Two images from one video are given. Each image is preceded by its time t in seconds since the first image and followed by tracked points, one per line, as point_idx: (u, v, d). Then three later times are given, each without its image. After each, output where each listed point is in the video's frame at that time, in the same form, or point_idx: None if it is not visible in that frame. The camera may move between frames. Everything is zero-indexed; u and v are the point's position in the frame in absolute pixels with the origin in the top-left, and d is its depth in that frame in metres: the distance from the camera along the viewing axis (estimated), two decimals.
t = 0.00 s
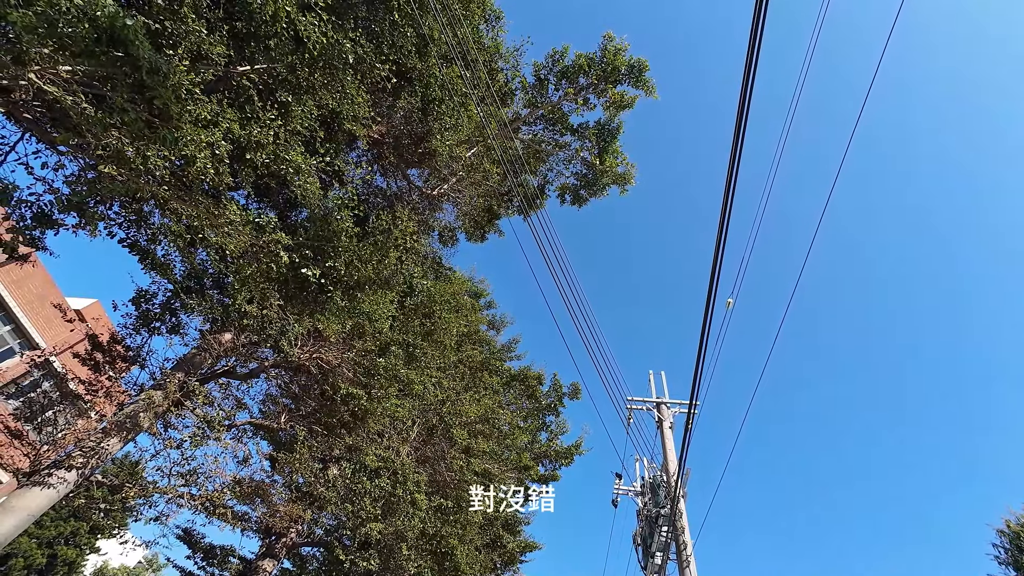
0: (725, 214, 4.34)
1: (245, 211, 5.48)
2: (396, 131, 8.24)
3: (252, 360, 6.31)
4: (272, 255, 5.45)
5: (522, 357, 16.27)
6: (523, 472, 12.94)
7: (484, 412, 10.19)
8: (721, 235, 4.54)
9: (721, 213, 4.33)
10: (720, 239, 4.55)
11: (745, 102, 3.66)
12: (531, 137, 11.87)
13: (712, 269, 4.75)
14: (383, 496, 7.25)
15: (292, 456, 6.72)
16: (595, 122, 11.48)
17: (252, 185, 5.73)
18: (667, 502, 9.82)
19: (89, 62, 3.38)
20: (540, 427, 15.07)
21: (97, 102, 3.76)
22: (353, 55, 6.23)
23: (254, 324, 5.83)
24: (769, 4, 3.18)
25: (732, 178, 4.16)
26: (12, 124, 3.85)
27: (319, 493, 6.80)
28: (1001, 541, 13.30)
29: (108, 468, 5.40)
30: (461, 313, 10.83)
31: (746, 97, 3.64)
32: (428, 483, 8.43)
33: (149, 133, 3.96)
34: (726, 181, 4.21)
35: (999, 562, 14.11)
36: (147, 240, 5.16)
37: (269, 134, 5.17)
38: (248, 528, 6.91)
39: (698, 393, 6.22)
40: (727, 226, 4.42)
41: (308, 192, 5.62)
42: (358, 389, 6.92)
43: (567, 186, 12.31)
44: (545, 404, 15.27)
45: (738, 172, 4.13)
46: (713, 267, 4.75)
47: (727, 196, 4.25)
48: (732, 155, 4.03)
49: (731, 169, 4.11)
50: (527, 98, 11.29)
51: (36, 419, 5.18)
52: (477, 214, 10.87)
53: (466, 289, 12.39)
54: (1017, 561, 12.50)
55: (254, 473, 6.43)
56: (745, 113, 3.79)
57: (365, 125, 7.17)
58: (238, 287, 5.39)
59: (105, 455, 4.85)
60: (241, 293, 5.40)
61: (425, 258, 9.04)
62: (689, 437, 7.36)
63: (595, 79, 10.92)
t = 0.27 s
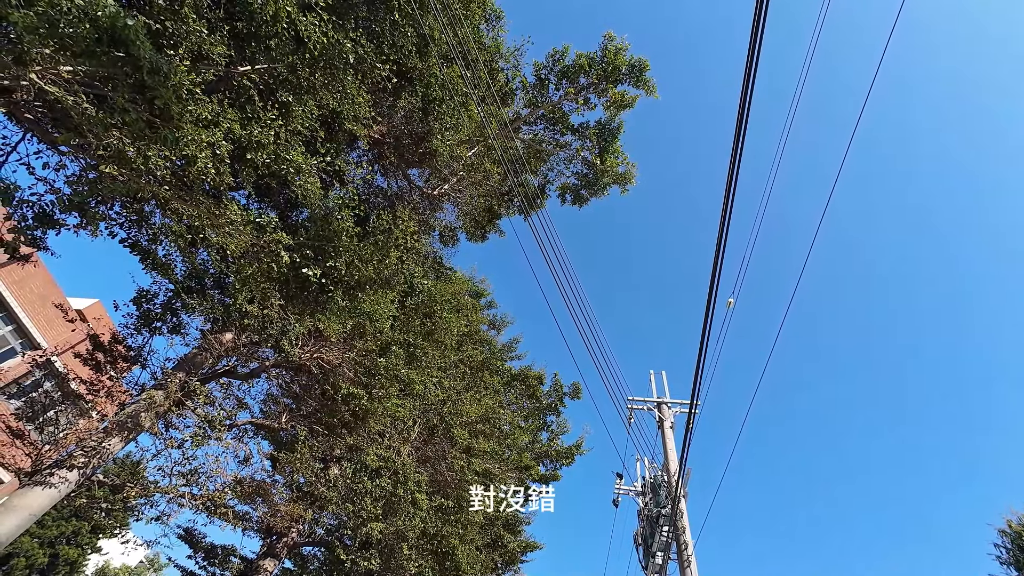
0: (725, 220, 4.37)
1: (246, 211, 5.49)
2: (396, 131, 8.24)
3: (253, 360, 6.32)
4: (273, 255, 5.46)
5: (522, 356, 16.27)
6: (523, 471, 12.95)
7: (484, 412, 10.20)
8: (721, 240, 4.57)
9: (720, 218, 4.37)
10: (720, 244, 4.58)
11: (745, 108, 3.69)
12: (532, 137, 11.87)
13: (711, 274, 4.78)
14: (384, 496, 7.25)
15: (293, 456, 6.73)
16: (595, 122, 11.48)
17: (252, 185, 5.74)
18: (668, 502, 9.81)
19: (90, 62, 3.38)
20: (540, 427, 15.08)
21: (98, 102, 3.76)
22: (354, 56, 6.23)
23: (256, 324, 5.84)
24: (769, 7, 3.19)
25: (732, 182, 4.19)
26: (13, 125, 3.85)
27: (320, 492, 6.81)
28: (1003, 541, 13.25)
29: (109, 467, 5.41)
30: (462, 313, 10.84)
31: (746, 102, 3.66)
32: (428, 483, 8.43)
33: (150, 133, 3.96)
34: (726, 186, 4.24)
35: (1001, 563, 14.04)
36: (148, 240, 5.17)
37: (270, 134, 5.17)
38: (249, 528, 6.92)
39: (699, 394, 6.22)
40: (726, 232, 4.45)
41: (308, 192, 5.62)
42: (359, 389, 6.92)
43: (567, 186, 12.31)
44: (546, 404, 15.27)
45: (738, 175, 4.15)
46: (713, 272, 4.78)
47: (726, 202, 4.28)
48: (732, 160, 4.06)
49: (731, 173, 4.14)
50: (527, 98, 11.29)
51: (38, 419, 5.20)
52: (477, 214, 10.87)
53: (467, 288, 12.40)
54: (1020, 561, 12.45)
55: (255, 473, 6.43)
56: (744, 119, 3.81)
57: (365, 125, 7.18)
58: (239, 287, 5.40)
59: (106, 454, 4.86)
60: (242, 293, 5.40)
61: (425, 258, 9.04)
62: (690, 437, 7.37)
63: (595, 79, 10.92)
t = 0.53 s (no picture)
0: (725, 218, 4.36)
1: (246, 212, 5.50)
2: (396, 131, 8.24)
3: (253, 360, 6.31)
4: (273, 255, 5.46)
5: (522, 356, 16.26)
6: (523, 471, 12.94)
7: (484, 412, 10.20)
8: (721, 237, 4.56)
9: (721, 215, 4.35)
10: (720, 242, 4.57)
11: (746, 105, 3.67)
12: (532, 137, 11.87)
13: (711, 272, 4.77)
14: (384, 496, 7.25)
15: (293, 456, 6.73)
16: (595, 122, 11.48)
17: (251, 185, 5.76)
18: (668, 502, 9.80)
19: (89, 62, 3.37)
20: (541, 427, 15.08)
21: (97, 103, 3.76)
22: (353, 56, 6.23)
23: (255, 325, 5.84)
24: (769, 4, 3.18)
25: (732, 179, 4.18)
26: (13, 125, 3.85)
27: (320, 493, 6.82)
28: (1004, 541, 13.24)
29: (109, 468, 5.41)
30: (462, 313, 10.83)
31: (746, 99, 3.65)
32: (429, 483, 8.43)
33: (150, 133, 3.95)
34: (726, 183, 4.22)
35: (1002, 563, 14.02)
36: (148, 241, 5.17)
37: (270, 134, 5.17)
38: (249, 528, 6.92)
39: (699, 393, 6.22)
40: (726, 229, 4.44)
41: (308, 192, 5.62)
42: (359, 389, 6.92)
43: (567, 186, 12.31)
44: (546, 404, 15.27)
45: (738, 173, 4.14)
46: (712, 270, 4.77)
47: (727, 199, 4.27)
48: (732, 157, 4.04)
49: (731, 171, 4.13)
50: (527, 98, 11.29)
51: (38, 419, 5.19)
52: (477, 214, 10.87)
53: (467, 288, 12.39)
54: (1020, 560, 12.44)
55: (256, 474, 6.43)
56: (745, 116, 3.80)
57: (365, 125, 7.18)
58: (238, 288, 5.40)
59: (106, 455, 4.86)
60: (242, 293, 5.40)
61: (425, 258, 9.03)
62: (690, 437, 7.37)
63: (595, 79, 10.92)
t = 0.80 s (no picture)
0: (725, 215, 4.34)
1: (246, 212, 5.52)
2: (396, 132, 8.24)
3: (253, 361, 6.31)
4: (273, 256, 5.46)
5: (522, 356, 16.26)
6: (523, 472, 12.94)
7: (484, 412, 10.21)
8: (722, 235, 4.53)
9: (721, 212, 4.34)
10: (720, 239, 4.55)
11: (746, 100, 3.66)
12: (531, 137, 11.87)
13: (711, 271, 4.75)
14: (385, 497, 7.24)
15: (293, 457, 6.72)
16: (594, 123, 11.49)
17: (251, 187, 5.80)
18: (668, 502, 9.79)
19: (89, 63, 3.37)
20: (541, 427, 15.08)
21: (97, 104, 3.76)
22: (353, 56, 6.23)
23: (255, 325, 5.83)
24: None
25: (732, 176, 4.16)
26: (13, 126, 3.86)
27: (320, 493, 6.82)
28: (1005, 541, 13.24)
29: (109, 469, 5.40)
30: (462, 313, 10.84)
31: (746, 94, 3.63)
32: (429, 484, 8.43)
33: (149, 134, 3.95)
34: (726, 180, 4.21)
35: (1003, 563, 13.99)
36: (148, 241, 5.17)
37: (270, 134, 5.17)
38: (249, 529, 6.91)
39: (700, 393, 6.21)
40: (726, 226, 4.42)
41: (308, 193, 5.61)
42: (359, 389, 6.91)
43: (567, 186, 12.31)
44: (546, 404, 15.27)
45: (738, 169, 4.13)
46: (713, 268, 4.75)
47: (727, 196, 4.26)
48: (732, 153, 4.03)
49: (732, 167, 4.12)
50: (527, 99, 11.30)
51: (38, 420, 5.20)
52: (477, 214, 10.87)
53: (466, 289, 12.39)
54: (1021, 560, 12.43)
55: (255, 475, 6.42)
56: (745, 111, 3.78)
57: (365, 126, 7.19)
58: (238, 288, 5.41)
59: (106, 456, 4.86)
60: (241, 293, 5.41)
61: (425, 259, 9.03)
62: (690, 437, 7.35)
63: (595, 79, 10.92)
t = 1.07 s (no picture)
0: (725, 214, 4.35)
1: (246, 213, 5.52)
2: (395, 133, 8.23)
3: (253, 361, 6.30)
4: (273, 256, 5.47)
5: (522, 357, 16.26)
6: (523, 472, 12.94)
7: (484, 413, 10.21)
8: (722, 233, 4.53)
9: (721, 210, 4.34)
10: (721, 238, 4.54)
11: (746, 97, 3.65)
12: (531, 137, 11.86)
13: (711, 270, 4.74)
14: (385, 498, 7.23)
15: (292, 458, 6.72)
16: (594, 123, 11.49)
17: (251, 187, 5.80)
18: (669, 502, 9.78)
19: (88, 64, 3.38)
20: (541, 427, 15.07)
21: (96, 104, 3.77)
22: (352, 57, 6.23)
23: (255, 326, 5.83)
24: None
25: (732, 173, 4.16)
26: (13, 127, 3.86)
27: (320, 494, 6.82)
28: (1005, 540, 13.25)
29: (109, 469, 5.40)
30: (461, 313, 10.84)
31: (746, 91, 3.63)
32: (429, 484, 8.43)
33: (149, 135, 3.94)
34: (726, 177, 4.21)
35: (1003, 562, 13.99)
36: (148, 242, 5.17)
37: (269, 135, 5.17)
38: (249, 530, 6.91)
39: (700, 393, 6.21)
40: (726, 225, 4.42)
41: (307, 193, 5.60)
42: (359, 390, 6.91)
43: (567, 186, 12.32)
44: (546, 404, 15.26)
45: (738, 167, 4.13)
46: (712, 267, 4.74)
47: (727, 194, 4.26)
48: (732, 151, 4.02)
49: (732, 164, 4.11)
50: (526, 99, 11.30)
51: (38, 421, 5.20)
52: (476, 214, 10.86)
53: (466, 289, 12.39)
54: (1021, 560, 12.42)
55: (255, 476, 6.42)
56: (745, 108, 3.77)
57: (364, 126, 7.19)
58: (238, 289, 5.41)
59: (106, 457, 4.86)
60: (241, 294, 5.41)
61: (425, 259, 9.03)
62: (690, 437, 7.34)
63: (594, 80, 10.93)
